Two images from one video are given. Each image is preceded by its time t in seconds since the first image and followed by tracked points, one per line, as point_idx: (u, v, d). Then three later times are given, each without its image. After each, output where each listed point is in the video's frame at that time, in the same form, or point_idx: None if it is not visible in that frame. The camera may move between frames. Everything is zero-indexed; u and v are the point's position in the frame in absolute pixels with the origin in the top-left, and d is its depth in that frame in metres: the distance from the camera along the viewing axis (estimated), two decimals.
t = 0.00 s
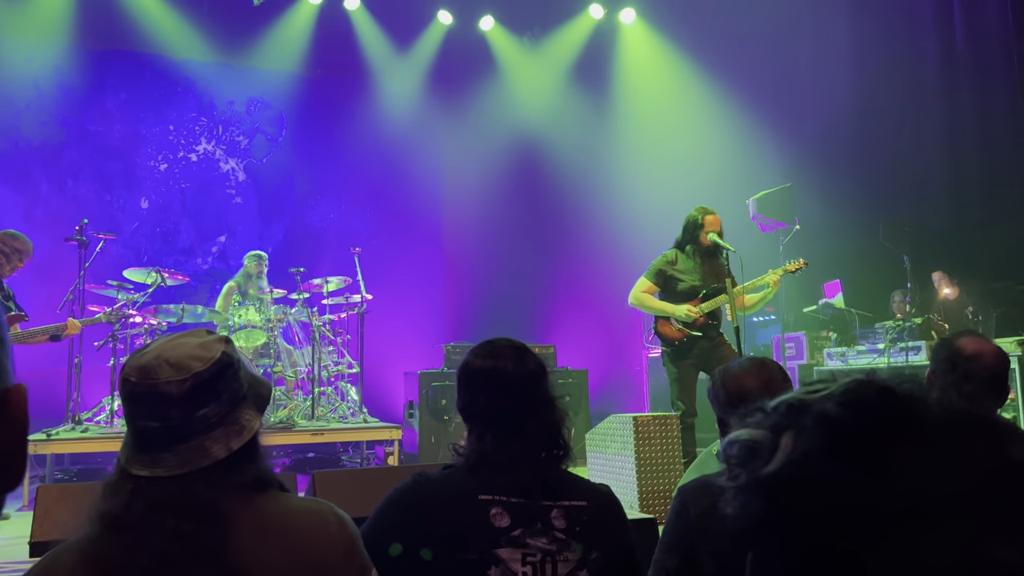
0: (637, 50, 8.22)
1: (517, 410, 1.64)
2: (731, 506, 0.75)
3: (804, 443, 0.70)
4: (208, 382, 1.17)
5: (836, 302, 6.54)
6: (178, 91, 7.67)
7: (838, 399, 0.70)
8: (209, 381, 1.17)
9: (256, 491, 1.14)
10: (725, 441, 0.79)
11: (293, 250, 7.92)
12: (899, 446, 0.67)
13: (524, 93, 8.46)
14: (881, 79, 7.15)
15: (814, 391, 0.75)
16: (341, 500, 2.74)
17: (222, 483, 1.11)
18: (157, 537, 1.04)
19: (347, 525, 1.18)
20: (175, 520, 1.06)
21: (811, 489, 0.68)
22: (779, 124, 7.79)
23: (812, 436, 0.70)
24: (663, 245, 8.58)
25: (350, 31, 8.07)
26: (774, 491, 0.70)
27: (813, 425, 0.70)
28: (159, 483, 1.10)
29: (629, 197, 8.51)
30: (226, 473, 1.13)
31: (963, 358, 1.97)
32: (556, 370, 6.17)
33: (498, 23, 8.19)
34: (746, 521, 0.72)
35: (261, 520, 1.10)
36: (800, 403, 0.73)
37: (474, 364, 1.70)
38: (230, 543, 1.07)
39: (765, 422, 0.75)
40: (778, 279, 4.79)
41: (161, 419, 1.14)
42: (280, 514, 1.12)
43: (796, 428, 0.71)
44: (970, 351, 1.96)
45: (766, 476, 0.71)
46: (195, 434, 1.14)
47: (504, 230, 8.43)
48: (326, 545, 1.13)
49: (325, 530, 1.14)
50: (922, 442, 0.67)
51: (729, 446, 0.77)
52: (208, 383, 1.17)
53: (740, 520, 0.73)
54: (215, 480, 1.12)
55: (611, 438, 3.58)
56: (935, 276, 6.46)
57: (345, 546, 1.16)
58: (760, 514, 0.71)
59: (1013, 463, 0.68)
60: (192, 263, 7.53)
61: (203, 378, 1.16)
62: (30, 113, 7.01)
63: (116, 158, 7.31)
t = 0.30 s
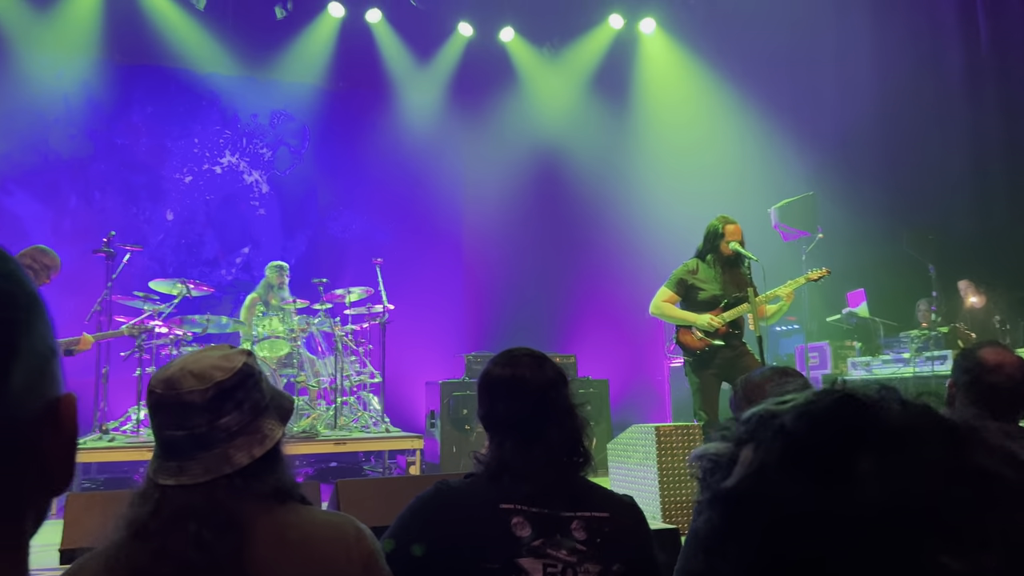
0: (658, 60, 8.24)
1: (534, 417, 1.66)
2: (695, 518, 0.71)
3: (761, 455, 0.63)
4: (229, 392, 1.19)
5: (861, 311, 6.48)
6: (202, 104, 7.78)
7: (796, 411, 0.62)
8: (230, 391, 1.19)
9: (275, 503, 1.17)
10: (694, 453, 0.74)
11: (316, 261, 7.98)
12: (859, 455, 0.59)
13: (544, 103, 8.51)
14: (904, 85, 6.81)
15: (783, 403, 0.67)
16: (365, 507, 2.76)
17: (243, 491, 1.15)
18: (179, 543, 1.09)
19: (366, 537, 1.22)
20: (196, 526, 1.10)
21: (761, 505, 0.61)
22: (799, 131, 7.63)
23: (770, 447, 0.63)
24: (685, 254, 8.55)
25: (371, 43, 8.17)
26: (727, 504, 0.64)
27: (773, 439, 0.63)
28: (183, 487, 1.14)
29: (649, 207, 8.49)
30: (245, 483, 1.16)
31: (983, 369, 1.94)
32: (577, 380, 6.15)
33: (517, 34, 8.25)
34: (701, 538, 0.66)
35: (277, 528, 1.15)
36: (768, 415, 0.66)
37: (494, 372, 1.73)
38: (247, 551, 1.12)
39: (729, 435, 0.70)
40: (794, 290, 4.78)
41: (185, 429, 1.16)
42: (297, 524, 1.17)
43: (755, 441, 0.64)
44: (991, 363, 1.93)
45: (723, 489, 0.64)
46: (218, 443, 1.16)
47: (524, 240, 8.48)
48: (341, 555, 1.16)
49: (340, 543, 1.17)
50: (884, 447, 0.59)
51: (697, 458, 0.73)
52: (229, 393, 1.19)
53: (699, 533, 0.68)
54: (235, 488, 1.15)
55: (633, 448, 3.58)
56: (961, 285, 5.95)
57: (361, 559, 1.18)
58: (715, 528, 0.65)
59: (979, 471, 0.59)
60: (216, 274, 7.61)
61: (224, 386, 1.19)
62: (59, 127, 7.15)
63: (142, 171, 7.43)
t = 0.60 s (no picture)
0: (685, 62, 8.29)
1: (564, 427, 1.67)
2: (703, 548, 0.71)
3: (762, 486, 0.63)
4: (263, 393, 1.27)
5: (897, 317, 6.39)
6: (237, 118, 7.93)
7: (798, 433, 0.61)
8: (265, 392, 1.27)
9: (308, 501, 1.22)
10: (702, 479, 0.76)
11: (348, 271, 8.05)
12: (863, 476, 0.59)
13: (574, 111, 8.58)
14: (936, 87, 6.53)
15: (784, 421, 0.67)
16: (396, 515, 2.78)
17: (276, 493, 1.20)
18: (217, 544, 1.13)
19: (398, 536, 1.26)
20: (233, 528, 1.15)
21: (765, 532, 0.62)
22: (831, 133, 7.43)
23: (772, 475, 0.62)
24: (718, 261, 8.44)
25: (401, 55, 8.23)
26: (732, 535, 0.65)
27: (774, 464, 0.62)
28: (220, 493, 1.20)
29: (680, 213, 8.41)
30: (280, 483, 1.21)
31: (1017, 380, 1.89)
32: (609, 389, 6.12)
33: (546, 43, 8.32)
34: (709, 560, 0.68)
35: (311, 525, 1.18)
36: (772, 433, 0.66)
37: (525, 381, 1.73)
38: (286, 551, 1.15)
39: (733, 460, 0.71)
40: (827, 296, 4.72)
41: (222, 427, 1.24)
42: (331, 523, 1.20)
43: (758, 467, 0.65)
44: None
45: (728, 520, 0.65)
46: (253, 442, 1.23)
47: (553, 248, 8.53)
48: (376, 552, 1.21)
49: (375, 540, 1.22)
50: (891, 470, 0.59)
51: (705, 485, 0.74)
52: (264, 395, 1.26)
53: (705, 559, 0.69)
54: (269, 490, 1.20)
55: (666, 457, 3.56)
56: (1002, 290, 5.84)
57: (396, 556, 1.23)
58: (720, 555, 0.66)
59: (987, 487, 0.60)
60: (251, 284, 7.72)
61: (259, 387, 1.26)
62: (99, 143, 7.31)
63: (179, 184, 7.57)
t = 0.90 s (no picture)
0: (701, 67, 8.23)
1: (580, 434, 1.67)
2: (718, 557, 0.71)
3: (783, 496, 0.59)
4: (281, 383, 1.33)
5: (915, 322, 6.35)
6: (254, 126, 8.00)
7: (816, 441, 0.58)
8: (283, 381, 1.34)
9: (320, 495, 1.28)
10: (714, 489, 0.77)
11: (364, 277, 8.09)
12: (883, 483, 0.55)
13: (588, 119, 8.58)
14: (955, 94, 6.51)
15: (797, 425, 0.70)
16: (411, 521, 2.78)
17: (294, 484, 1.25)
18: (236, 538, 1.20)
19: (414, 545, 1.28)
20: (253, 519, 1.21)
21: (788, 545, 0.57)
22: (849, 138, 7.39)
23: (791, 485, 0.59)
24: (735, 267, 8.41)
25: (417, 63, 8.23)
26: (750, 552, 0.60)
27: (792, 472, 0.59)
28: (241, 482, 1.24)
29: (696, 219, 8.37)
30: (298, 474, 1.27)
31: None
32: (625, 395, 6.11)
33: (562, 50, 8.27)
34: None
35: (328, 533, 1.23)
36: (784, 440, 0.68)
37: (540, 387, 1.74)
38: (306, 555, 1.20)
39: (750, 469, 0.72)
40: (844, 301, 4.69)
41: (243, 415, 1.29)
42: (347, 533, 1.24)
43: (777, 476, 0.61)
44: None
45: (746, 536, 0.61)
46: (275, 429, 1.29)
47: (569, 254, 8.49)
48: (389, 556, 1.24)
49: (390, 548, 1.25)
50: (913, 474, 0.55)
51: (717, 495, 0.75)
52: (281, 385, 1.33)
53: None
54: (289, 479, 1.25)
55: (682, 463, 3.54)
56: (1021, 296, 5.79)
57: (412, 565, 1.26)
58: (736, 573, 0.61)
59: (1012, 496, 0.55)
60: (268, 290, 7.78)
61: (278, 377, 1.33)
62: (118, 151, 7.40)
63: (196, 191, 7.64)
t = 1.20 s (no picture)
0: (703, 73, 8.27)
1: (580, 439, 1.67)
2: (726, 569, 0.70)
3: (792, 507, 0.58)
4: (284, 382, 1.42)
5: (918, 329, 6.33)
6: (257, 129, 8.02)
7: (825, 447, 0.57)
8: (286, 380, 1.42)
9: (317, 493, 1.32)
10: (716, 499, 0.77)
11: (366, 281, 8.09)
12: (892, 489, 0.53)
13: (592, 123, 8.59)
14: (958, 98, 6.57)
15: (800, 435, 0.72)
16: (411, 528, 2.77)
17: (294, 475, 1.30)
18: (238, 526, 1.22)
19: (411, 556, 1.27)
20: (255, 507, 1.24)
21: (799, 555, 0.56)
22: (852, 144, 7.40)
23: (801, 494, 0.57)
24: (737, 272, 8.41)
25: (420, 68, 8.28)
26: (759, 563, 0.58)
27: (800, 480, 0.58)
28: (244, 472, 1.29)
29: (699, 224, 8.37)
30: (298, 467, 1.32)
31: None
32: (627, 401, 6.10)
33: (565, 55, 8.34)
34: None
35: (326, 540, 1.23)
36: (788, 449, 0.70)
37: (540, 392, 1.73)
38: (303, 559, 1.20)
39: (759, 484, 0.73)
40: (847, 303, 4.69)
41: (247, 406, 1.36)
42: (344, 543, 1.23)
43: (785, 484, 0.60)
44: None
45: (754, 546, 0.58)
46: (278, 422, 1.35)
47: (571, 259, 8.49)
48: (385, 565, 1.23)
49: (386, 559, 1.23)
50: (923, 480, 0.53)
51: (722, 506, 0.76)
52: (284, 384, 1.42)
53: None
54: (289, 470, 1.31)
55: (684, 470, 3.53)
56: None
57: None
58: None
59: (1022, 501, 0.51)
60: (270, 294, 7.78)
61: (282, 376, 1.42)
62: (121, 154, 7.41)
63: (199, 195, 7.65)
